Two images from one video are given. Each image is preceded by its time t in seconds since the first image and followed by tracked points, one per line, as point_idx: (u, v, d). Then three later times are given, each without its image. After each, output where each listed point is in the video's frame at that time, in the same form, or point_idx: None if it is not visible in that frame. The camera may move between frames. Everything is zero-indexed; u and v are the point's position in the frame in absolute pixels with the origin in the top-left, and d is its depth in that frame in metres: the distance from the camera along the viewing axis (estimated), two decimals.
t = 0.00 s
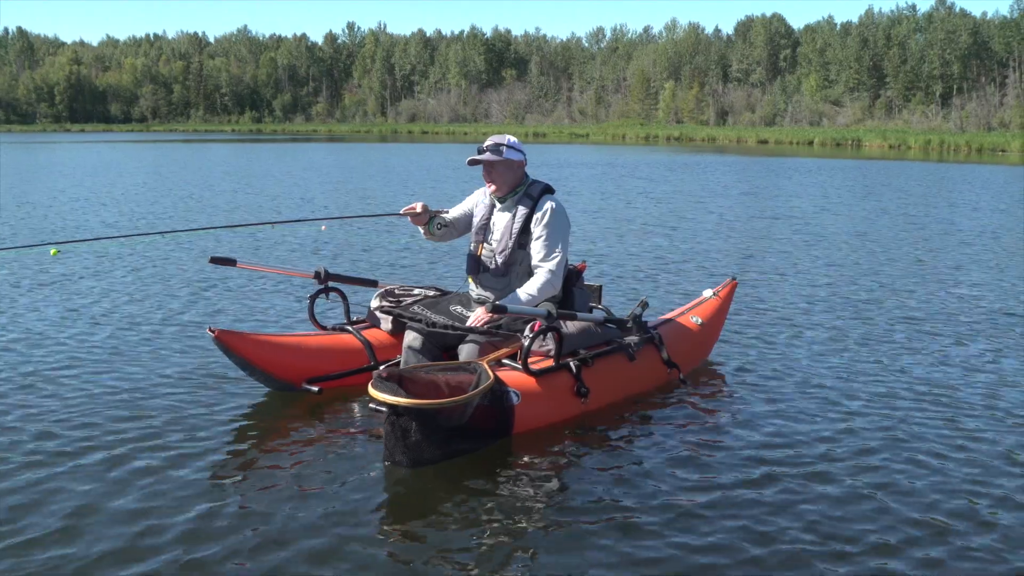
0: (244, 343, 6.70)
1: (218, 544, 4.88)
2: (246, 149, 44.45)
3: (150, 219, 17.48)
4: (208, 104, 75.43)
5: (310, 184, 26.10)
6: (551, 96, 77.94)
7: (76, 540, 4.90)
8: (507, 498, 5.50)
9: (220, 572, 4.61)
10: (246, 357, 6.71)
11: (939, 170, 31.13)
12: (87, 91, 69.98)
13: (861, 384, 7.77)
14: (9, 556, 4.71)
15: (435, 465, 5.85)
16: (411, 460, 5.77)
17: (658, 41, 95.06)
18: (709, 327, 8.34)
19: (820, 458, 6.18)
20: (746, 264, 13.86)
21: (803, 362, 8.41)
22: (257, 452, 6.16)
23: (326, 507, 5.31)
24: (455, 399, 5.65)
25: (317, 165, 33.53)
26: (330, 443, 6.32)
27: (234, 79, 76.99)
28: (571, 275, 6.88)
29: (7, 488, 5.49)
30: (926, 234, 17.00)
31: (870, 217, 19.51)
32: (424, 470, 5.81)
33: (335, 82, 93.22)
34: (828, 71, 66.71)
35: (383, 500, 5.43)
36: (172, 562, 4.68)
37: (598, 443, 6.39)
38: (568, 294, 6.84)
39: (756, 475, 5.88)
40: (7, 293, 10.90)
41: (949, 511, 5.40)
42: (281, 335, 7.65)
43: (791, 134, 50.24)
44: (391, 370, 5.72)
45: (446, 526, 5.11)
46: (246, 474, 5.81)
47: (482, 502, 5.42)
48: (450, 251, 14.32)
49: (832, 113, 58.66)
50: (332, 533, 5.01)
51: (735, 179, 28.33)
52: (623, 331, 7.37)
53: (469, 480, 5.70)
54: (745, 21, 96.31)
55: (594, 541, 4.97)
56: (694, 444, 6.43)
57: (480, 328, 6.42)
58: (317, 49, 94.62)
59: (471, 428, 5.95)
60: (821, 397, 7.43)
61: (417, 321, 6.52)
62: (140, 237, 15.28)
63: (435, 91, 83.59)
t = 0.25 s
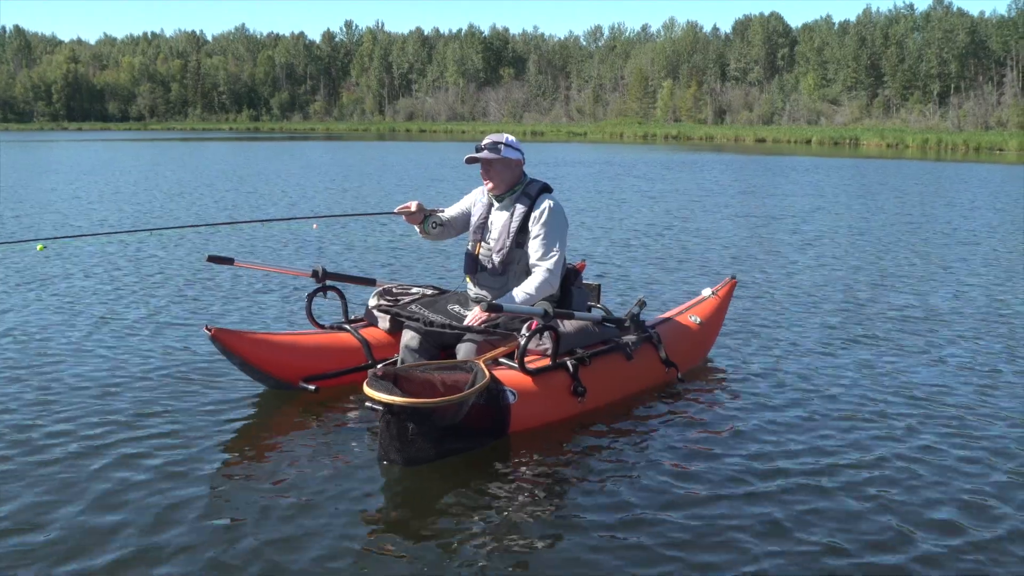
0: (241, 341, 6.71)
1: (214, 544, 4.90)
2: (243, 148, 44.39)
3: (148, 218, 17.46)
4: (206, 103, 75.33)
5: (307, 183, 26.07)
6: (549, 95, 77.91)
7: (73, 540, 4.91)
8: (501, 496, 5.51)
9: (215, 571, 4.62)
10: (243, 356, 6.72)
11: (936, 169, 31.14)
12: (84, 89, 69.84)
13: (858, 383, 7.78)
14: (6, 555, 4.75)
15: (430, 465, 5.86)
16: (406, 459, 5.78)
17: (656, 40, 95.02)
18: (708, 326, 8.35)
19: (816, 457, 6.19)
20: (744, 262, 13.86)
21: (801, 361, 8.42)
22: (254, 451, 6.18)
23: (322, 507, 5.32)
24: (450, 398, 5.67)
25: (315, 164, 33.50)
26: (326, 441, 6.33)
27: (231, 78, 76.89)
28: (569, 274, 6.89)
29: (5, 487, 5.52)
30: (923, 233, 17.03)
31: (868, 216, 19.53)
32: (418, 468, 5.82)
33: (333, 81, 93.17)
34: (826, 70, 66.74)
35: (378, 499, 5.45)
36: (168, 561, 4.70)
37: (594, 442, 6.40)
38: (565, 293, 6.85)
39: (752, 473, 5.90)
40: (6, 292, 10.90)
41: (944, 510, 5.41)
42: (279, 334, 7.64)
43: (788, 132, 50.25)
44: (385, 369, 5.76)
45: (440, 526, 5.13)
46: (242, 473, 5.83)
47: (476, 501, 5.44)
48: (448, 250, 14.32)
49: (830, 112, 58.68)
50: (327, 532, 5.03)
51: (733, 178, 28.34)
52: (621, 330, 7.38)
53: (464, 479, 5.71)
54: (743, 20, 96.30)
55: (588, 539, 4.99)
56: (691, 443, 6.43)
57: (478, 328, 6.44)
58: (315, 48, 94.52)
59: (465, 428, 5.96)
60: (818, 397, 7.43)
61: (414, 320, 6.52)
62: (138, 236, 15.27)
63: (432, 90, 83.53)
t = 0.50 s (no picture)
0: (237, 341, 6.68)
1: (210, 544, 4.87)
2: (240, 146, 44.33)
3: (144, 217, 17.42)
4: (203, 102, 75.21)
5: (304, 182, 26.03)
6: (546, 94, 77.89)
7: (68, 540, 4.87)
8: (499, 495, 5.49)
9: (210, 572, 4.59)
10: (240, 356, 6.70)
11: (933, 169, 31.15)
12: (81, 88, 69.70)
13: (855, 384, 7.77)
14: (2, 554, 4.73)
15: (427, 464, 5.84)
16: (402, 459, 5.76)
17: (653, 39, 94.99)
18: (706, 325, 8.33)
19: (814, 457, 6.17)
20: (741, 262, 13.84)
21: (799, 361, 8.40)
22: (251, 451, 6.15)
23: (318, 508, 5.29)
24: (447, 397, 5.65)
25: (312, 163, 33.45)
26: (323, 441, 6.30)
27: (228, 77, 76.76)
28: (566, 273, 6.86)
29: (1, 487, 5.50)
30: (920, 233, 17.03)
31: (865, 216, 19.53)
32: (415, 468, 5.80)
33: (330, 80, 93.10)
34: (823, 70, 66.79)
35: (374, 499, 5.42)
36: (162, 562, 4.66)
37: (592, 442, 6.37)
38: (563, 292, 6.82)
39: (749, 474, 5.88)
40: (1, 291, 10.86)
41: (942, 511, 5.39)
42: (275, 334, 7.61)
43: (785, 132, 50.25)
44: (382, 368, 5.74)
45: (437, 525, 5.11)
46: (238, 473, 5.80)
47: (473, 500, 5.41)
48: (446, 250, 14.30)
49: (828, 111, 58.72)
50: (323, 532, 5.00)
51: (730, 178, 28.34)
52: (619, 329, 7.35)
53: (461, 479, 5.69)
54: (740, 20, 96.36)
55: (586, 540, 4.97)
56: (689, 444, 6.41)
57: (475, 327, 6.41)
58: (312, 46, 94.42)
59: (463, 427, 5.93)
60: (815, 397, 7.41)
61: (411, 319, 6.48)
62: (135, 235, 15.23)
63: (429, 89, 83.48)
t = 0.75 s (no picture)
0: (234, 344, 6.67)
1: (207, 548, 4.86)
2: (236, 149, 44.29)
3: (141, 219, 17.39)
4: (199, 103, 75.15)
5: (300, 184, 26.02)
6: (543, 96, 77.92)
7: (66, 544, 4.86)
8: (496, 498, 5.48)
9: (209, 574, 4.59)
10: (236, 358, 6.68)
11: (930, 170, 31.20)
12: (77, 90, 69.57)
13: (851, 384, 7.77)
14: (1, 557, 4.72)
15: (424, 467, 5.83)
16: (399, 462, 5.75)
17: (650, 40, 95.08)
18: (703, 326, 8.33)
19: (811, 459, 6.17)
20: (739, 263, 13.84)
21: (795, 362, 8.41)
22: (246, 454, 6.13)
23: (316, 510, 5.28)
24: (445, 401, 5.63)
25: (309, 164, 33.43)
26: (320, 444, 6.29)
27: (225, 78, 76.71)
28: (563, 276, 6.86)
29: None
30: (917, 234, 17.05)
31: (861, 217, 19.55)
32: (412, 471, 5.79)
33: (326, 82, 93.10)
34: (820, 71, 66.89)
35: (372, 502, 5.41)
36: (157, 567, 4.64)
37: (589, 444, 6.37)
38: (560, 294, 6.81)
39: (748, 475, 5.88)
40: None
41: (935, 511, 5.40)
42: (272, 336, 7.59)
43: (782, 133, 50.30)
44: (378, 371, 5.73)
45: (435, 528, 5.10)
46: (236, 476, 5.79)
47: (471, 503, 5.41)
48: (443, 251, 14.30)
49: (824, 112, 58.79)
50: (322, 535, 4.99)
51: (728, 179, 28.37)
52: (616, 332, 7.35)
53: (458, 482, 5.68)
54: (736, 21, 96.45)
55: (582, 542, 4.97)
56: (687, 445, 6.40)
57: (473, 329, 6.41)
58: (308, 48, 94.41)
59: (460, 430, 5.92)
60: (812, 397, 7.41)
61: (408, 322, 6.47)
62: (131, 237, 15.21)
63: (426, 90, 83.48)
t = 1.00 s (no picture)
0: (230, 345, 6.65)
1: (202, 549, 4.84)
2: (233, 150, 44.26)
3: (136, 220, 17.37)
4: (196, 105, 75.14)
5: (297, 185, 26.02)
6: (540, 96, 77.99)
7: (60, 545, 4.85)
8: (493, 499, 5.46)
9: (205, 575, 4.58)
10: (232, 359, 6.66)
11: (926, 170, 31.26)
12: (74, 91, 69.52)
13: (847, 385, 7.76)
14: None
15: (420, 468, 5.80)
16: (396, 463, 5.72)
17: (646, 41, 95.22)
18: (700, 328, 8.32)
19: (809, 460, 6.16)
20: (735, 264, 13.84)
21: (791, 363, 8.41)
22: (242, 456, 6.10)
23: (312, 511, 5.26)
24: (441, 402, 5.62)
25: (306, 166, 33.42)
26: (316, 446, 6.25)
27: (222, 80, 76.68)
28: (560, 277, 6.83)
29: None
30: (913, 235, 17.06)
31: (858, 218, 19.56)
32: (409, 472, 5.76)
33: (323, 84, 93.12)
34: (816, 72, 66.97)
35: (368, 503, 5.39)
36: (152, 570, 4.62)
37: (586, 446, 6.36)
38: (557, 296, 6.79)
39: (746, 477, 5.86)
40: None
41: (931, 512, 5.39)
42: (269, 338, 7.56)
43: (778, 134, 50.39)
44: (374, 372, 5.71)
45: (431, 529, 5.07)
46: (231, 478, 5.77)
47: (467, 505, 5.38)
48: (440, 253, 14.29)
49: (821, 113, 58.85)
50: (318, 537, 4.97)
51: (724, 180, 28.40)
52: (613, 333, 7.33)
53: (455, 483, 5.65)
54: (733, 22, 96.52)
55: (578, 542, 4.96)
56: (684, 446, 6.39)
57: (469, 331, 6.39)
58: (305, 49, 94.43)
59: (456, 431, 5.90)
60: (808, 398, 7.41)
61: (405, 323, 6.45)
62: (128, 239, 15.18)
63: (423, 92, 83.55)
